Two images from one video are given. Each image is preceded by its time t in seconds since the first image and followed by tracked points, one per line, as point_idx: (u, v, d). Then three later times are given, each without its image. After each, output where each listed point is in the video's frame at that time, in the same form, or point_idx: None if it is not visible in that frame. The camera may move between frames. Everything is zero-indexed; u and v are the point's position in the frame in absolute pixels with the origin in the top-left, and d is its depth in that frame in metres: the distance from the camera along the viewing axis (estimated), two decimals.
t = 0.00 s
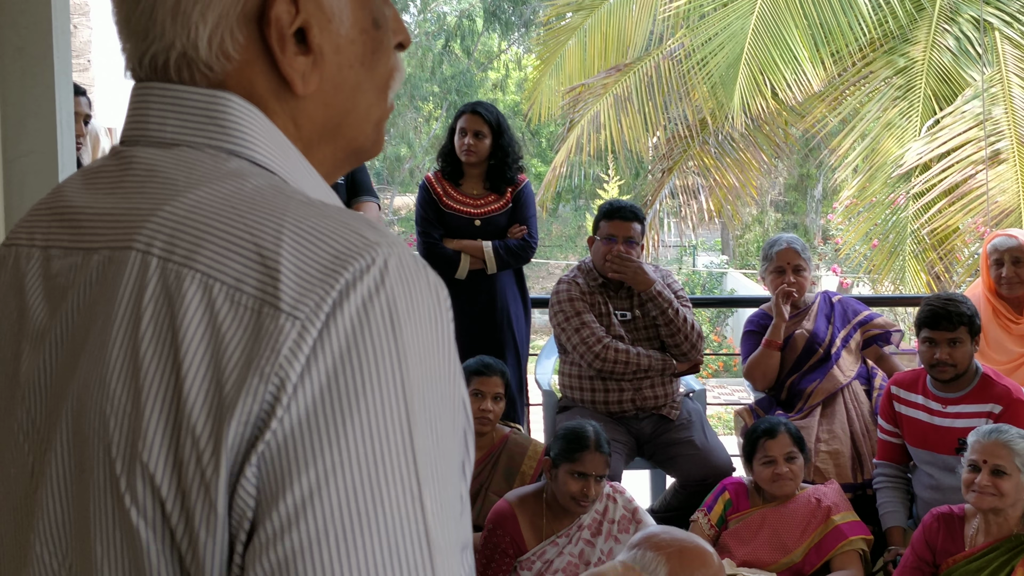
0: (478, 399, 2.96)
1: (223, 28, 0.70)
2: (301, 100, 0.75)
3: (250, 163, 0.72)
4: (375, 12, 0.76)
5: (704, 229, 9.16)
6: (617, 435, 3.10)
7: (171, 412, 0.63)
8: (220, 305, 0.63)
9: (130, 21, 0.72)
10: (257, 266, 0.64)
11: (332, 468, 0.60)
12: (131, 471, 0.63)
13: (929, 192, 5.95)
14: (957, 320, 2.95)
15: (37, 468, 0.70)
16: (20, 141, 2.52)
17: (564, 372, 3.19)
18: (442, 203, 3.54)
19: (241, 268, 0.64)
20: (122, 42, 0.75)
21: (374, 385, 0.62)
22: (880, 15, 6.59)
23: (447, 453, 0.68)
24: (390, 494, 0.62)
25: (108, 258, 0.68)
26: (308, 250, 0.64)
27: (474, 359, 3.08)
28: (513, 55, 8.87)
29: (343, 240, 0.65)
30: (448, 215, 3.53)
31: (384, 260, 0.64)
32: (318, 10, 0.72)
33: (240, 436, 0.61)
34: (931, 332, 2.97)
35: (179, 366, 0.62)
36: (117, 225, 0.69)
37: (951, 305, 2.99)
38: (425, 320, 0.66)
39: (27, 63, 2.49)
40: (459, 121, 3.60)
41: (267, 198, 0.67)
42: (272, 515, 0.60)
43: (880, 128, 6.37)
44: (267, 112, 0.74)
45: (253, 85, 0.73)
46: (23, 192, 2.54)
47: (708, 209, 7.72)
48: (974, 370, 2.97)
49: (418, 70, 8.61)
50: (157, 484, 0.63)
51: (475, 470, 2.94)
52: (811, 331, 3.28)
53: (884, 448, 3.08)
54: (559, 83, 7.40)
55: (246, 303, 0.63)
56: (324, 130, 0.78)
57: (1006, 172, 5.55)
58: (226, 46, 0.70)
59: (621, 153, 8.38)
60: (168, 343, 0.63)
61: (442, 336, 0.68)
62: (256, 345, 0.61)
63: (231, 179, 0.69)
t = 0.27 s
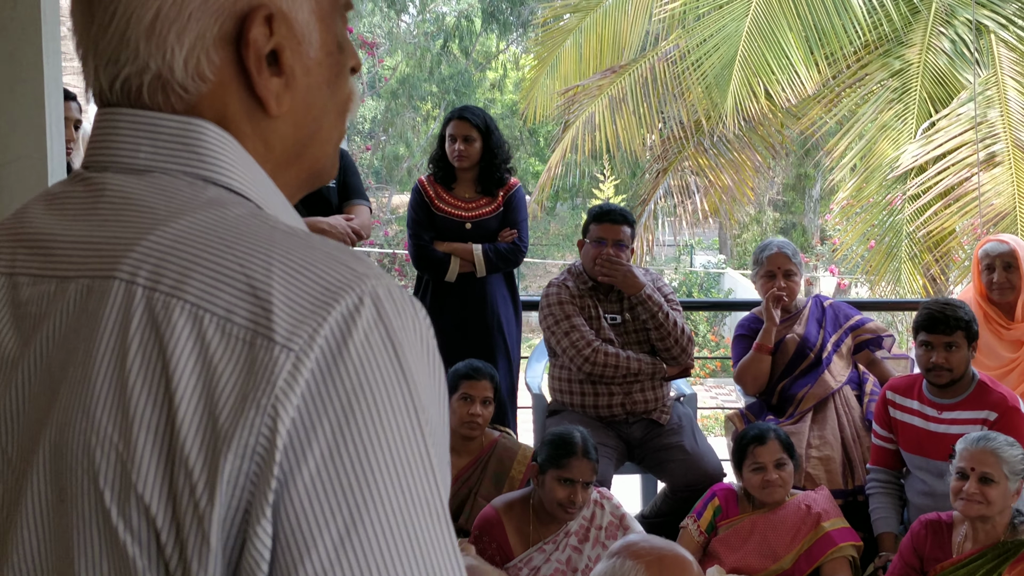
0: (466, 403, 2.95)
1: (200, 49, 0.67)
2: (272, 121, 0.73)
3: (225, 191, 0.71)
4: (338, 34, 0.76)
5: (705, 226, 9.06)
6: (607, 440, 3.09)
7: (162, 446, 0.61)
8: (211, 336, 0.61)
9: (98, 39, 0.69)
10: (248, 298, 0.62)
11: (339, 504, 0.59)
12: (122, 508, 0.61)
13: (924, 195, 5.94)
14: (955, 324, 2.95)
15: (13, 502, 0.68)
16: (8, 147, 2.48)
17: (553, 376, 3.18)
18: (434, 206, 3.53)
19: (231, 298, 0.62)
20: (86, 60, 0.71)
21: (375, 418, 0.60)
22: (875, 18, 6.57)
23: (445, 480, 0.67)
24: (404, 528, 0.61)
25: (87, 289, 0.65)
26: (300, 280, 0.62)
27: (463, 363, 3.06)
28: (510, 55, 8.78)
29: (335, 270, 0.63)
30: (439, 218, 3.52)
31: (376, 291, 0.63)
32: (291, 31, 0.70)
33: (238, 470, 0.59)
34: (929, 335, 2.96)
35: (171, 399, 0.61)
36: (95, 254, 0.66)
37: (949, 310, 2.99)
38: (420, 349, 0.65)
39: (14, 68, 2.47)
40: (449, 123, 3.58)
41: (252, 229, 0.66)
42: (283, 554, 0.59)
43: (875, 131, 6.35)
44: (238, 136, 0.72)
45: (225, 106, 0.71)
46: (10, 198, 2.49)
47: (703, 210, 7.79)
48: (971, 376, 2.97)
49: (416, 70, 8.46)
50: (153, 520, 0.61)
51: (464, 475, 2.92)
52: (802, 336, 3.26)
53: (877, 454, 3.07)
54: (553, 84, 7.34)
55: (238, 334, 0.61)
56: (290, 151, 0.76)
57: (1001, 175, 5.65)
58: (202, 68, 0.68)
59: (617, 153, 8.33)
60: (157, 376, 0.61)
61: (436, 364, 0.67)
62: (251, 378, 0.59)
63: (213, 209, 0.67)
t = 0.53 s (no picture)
0: (457, 412, 2.96)
1: (182, 76, 0.70)
2: (246, 146, 0.76)
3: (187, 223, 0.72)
4: (312, 68, 0.79)
5: (703, 231, 9.04)
6: (598, 450, 3.09)
7: (120, 479, 0.62)
8: (166, 370, 0.62)
9: (76, 61, 0.71)
10: (203, 331, 0.63)
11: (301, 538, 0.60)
12: (80, 533, 0.63)
13: (919, 203, 5.96)
14: (949, 335, 2.95)
15: None
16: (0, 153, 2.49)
17: (544, 385, 3.19)
18: (430, 215, 3.53)
19: (188, 331, 0.63)
20: (60, 82, 0.73)
21: (335, 452, 0.62)
22: (869, 27, 6.61)
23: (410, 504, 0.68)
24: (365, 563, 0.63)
25: (50, 319, 0.66)
26: (255, 312, 0.63)
27: (455, 373, 3.08)
28: (511, 60, 8.84)
29: (293, 303, 0.64)
30: (434, 227, 3.53)
31: (331, 322, 0.64)
32: (269, 62, 0.73)
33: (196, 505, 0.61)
34: (922, 345, 2.97)
35: (128, 434, 0.62)
36: (59, 283, 0.67)
37: (943, 319, 2.99)
38: (381, 378, 0.66)
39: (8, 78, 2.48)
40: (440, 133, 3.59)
41: (213, 260, 0.67)
42: None
43: (869, 139, 6.37)
44: (209, 162, 0.74)
45: (200, 132, 0.73)
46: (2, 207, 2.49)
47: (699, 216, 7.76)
48: (964, 388, 2.97)
49: (416, 75, 8.48)
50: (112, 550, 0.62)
51: (455, 485, 2.91)
52: (794, 345, 3.27)
53: (870, 463, 3.07)
54: (551, 90, 7.37)
55: (194, 368, 0.61)
56: (256, 180, 0.78)
57: (995, 183, 5.63)
58: (182, 92, 0.70)
59: (616, 159, 8.33)
60: (115, 410, 0.62)
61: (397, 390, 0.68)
62: (208, 413, 0.60)
63: (177, 239, 0.68)
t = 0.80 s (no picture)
0: (452, 418, 2.96)
1: (151, 79, 0.71)
2: (219, 140, 0.77)
3: (157, 220, 0.75)
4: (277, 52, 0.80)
5: (702, 241, 9.05)
6: (593, 455, 3.10)
7: (91, 472, 0.67)
8: (131, 367, 0.66)
9: (44, 75, 0.73)
10: (167, 329, 0.66)
11: (263, 526, 0.64)
12: (58, 524, 0.68)
13: (916, 212, 5.97)
14: (948, 342, 2.97)
15: None
16: None
17: (541, 391, 3.19)
18: (429, 223, 3.54)
19: (152, 330, 0.67)
20: (31, 96, 0.76)
21: (293, 441, 0.64)
22: (866, 37, 6.64)
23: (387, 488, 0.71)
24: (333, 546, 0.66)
25: (22, 320, 0.71)
26: (214, 309, 0.67)
27: (451, 379, 3.09)
28: (510, 69, 8.74)
29: (250, 296, 0.67)
30: (433, 234, 3.53)
31: (290, 313, 0.66)
32: (235, 54, 0.75)
33: (163, 495, 0.64)
34: (920, 350, 2.98)
35: (95, 430, 0.66)
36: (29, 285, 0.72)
37: (943, 326, 3.01)
38: (343, 366, 0.68)
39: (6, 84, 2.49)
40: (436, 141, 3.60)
41: (173, 255, 0.70)
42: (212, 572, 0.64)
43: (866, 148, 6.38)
44: (181, 158, 0.76)
45: (174, 132, 0.75)
46: None
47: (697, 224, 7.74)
48: (961, 395, 2.97)
49: (415, 84, 8.47)
50: (88, 539, 0.67)
51: (451, 491, 2.92)
52: (789, 352, 3.28)
53: (865, 469, 3.07)
54: (550, 99, 7.40)
55: (158, 365, 0.65)
56: (232, 168, 0.79)
57: (992, 193, 5.65)
58: (153, 95, 0.72)
59: (615, 168, 8.33)
60: (81, 408, 0.67)
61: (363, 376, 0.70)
62: (170, 407, 0.64)
63: (140, 238, 0.72)
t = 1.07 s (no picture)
0: (450, 423, 2.95)
1: (159, 75, 0.73)
2: (225, 135, 0.78)
3: (160, 214, 0.76)
4: (280, 49, 0.83)
5: (701, 248, 9.04)
6: (591, 460, 3.08)
7: (66, 456, 0.67)
8: (117, 354, 0.67)
9: (50, 70, 0.73)
10: (157, 319, 0.68)
11: (215, 516, 0.64)
12: (31, 511, 0.68)
13: (915, 219, 5.97)
14: (947, 346, 2.96)
15: None
16: None
17: (538, 396, 3.18)
18: (428, 228, 3.53)
19: (143, 319, 0.68)
20: (35, 92, 0.76)
21: (259, 434, 0.66)
22: (865, 44, 6.67)
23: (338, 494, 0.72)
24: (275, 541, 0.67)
25: (19, 308, 0.71)
26: (205, 302, 0.68)
27: (449, 384, 3.07)
28: (510, 77, 8.69)
29: (238, 292, 0.69)
30: (432, 239, 3.52)
31: (279, 313, 0.68)
32: (240, 50, 0.76)
33: (131, 482, 0.65)
34: (919, 355, 2.98)
35: (75, 414, 0.66)
36: (33, 272, 0.72)
37: (942, 331, 3.01)
38: (318, 370, 0.70)
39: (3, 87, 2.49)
40: (436, 147, 3.59)
41: (171, 250, 0.71)
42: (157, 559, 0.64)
43: (865, 155, 6.40)
44: (187, 153, 0.77)
45: (181, 127, 0.76)
46: None
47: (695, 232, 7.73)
48: (960, 400, 2.96)
49: (415, 91, 8.48)
50: (55, 525, 0.67)
51: (449, 495, 2.91)
52: (787, 358, 3.28)
53: (863, 473, 3.06)
54: (549, 106, 7.41)
55: (143, 353, 0.66)
56: (237, 164, 0.81)
57: (991, 199, 5.64)
58: (161, 90, 0.73)
59: (614, 175, 8.33)
60: (66, 392, 0.67)
61: (337, 382, 0.72)
62: (149, 393, 0.65)
63: (141, 231, 0.72)
